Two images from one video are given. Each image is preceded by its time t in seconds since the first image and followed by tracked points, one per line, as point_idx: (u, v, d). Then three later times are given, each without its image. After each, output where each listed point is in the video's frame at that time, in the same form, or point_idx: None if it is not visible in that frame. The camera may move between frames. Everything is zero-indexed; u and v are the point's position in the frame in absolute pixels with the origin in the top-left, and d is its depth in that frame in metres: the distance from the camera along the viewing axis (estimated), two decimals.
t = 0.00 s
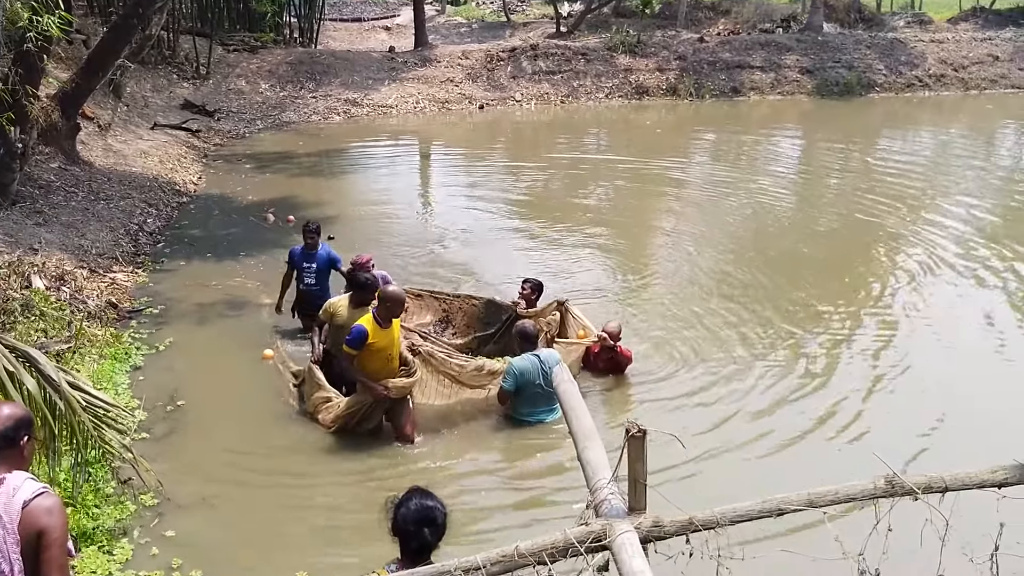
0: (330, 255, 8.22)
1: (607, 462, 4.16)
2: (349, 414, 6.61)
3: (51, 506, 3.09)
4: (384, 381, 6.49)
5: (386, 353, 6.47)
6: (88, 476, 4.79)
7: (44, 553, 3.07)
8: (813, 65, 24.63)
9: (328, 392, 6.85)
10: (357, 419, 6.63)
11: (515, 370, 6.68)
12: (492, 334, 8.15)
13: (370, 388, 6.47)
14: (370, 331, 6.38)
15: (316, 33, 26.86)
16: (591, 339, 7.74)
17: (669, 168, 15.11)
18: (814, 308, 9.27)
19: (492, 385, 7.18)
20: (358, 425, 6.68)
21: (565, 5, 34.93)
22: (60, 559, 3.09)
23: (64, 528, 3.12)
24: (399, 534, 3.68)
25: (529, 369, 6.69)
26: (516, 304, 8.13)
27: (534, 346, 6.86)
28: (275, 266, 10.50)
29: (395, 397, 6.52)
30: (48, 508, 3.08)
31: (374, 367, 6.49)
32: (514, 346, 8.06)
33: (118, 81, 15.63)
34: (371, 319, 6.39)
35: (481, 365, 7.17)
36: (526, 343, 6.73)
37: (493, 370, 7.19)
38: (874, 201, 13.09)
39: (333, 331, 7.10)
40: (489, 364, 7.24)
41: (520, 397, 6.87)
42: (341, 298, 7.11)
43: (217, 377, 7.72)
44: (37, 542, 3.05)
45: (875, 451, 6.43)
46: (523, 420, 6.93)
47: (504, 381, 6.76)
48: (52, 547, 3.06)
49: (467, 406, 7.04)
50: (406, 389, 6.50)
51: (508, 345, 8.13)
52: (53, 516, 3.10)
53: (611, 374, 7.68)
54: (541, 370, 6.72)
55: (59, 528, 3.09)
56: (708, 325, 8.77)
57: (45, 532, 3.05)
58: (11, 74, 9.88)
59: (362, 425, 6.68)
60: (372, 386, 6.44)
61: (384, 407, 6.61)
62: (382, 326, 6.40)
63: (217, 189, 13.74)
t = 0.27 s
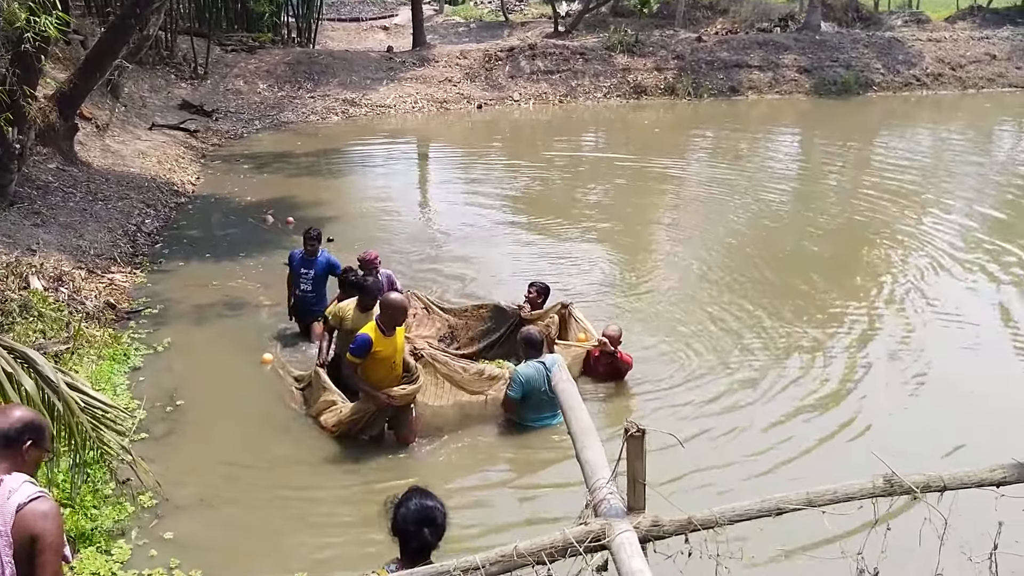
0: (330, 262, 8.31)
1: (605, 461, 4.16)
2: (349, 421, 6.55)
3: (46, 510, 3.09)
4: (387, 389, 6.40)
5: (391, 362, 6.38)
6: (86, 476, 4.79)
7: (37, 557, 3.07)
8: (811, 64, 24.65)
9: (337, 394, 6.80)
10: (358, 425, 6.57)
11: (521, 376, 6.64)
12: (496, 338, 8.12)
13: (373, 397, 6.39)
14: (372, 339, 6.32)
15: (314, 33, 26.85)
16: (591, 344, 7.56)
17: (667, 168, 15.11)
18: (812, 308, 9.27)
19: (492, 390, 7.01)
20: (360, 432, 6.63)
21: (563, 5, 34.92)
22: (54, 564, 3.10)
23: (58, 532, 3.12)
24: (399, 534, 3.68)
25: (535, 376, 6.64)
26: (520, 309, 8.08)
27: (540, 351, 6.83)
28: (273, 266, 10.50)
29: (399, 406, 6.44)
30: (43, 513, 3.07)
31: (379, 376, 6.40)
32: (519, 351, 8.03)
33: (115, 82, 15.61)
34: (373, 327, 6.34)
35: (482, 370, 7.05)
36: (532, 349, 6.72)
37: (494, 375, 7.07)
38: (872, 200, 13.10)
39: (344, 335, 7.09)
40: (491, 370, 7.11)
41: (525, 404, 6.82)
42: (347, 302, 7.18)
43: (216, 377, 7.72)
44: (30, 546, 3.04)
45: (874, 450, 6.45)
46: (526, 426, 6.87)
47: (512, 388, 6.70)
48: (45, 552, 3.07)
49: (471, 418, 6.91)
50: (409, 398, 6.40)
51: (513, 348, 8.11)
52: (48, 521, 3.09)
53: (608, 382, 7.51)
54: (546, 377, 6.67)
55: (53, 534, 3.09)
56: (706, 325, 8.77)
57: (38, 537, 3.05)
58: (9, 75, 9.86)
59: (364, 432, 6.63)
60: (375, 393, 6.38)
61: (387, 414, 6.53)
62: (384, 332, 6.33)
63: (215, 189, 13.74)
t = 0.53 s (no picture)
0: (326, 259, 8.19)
1: (603, 456, 4.09)
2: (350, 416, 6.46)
3: (38, 518, 3.04)
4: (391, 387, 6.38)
5: (392, 359, 6.38)
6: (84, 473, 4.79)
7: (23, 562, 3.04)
8: (809, 60, 24.64)
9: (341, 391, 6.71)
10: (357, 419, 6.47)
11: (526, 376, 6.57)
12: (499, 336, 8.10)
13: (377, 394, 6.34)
14: (373, 336, 6.32)
15: (312, 29, 26.82)
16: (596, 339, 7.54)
17: (665, 163, 15.12)
18: (810, 303, 9.28)
19: (493, 388, 7.15)
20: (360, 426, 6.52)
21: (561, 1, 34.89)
22: (40, 571, 3.07)
23: (48, 539, 3.07)
24: (400, 529, 3.69)
25: (541, 376, 6.56)
26: (521, 307, 8.07)
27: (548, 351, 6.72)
28: (271, 262, 10.50)
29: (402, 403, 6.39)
30: (34, 521, 3.03)
31: (382, 372, 6.42)
32: (523, 350, 8.07)
33: (113, 78, 15.60)
34: (372, 325, 6.35)
35: (486, 368, 7.18)
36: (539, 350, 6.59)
37: (496, 373, 7.21)
38: (870, 196, 13.12)
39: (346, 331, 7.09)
40: (493, 368, 7.24)
41: (531, 406, 6.74)
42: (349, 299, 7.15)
43: (214, 373, 7.72)
44: (16, 551, 3.02)
45: (872, 445, 6.46)
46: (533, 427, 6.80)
47: (517, 388, 6.63)
48: (31, 559, 3.03)
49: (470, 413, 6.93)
50: (411, 395, 6.35)
51: (515, 347, 8.12)
52: (38, 528, 3.05)
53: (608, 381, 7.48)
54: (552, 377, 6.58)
55: (41, 541, 3.05)
56: (704, 321, 8.79)
57: (26, 544, 3.01)
58: (6, 70, 9.86)
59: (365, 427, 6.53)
60: (376, 390, 6.32)
61: (388, 412, 6.45)
62: (384, 330, 6.33)
63: (213, 185, 13.74)
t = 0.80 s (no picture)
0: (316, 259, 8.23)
1: (601, 453, 4.12)
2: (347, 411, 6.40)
3: (25, 516, 3.02)
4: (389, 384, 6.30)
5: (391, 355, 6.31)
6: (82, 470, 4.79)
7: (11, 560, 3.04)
8: (807, 56, 24.62)
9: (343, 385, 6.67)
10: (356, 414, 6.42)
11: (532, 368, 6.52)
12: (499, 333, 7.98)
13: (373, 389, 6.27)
14: (369, 335, 6.24)
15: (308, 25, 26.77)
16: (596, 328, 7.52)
17: (662, 159, 15.12)
18: (807, 298, 9.29)
19: (496, 382, 7.15)
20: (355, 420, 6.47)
21: None
22: (28, 569, 3.07)
23: (35, 537, 3.06)
24: (399, 526, 3.70)
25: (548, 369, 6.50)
26: (522, 303, 7.96)
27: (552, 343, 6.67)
28: (269, 258, 10.49)
29: (401, 399, 6.36)
30: (21, 518, 3.02)
31: (381, 369, 6.33)
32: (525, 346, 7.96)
33: (110, 74, 15.58)
34: (368, 323, 6.27)
35: (488, 364, 7.18)
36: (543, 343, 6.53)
37: (497, 369, 7.20)
38: (867, 192, 13.12)
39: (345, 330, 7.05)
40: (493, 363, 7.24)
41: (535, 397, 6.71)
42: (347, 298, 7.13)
43: (212, 370, 7.72)
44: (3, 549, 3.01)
45: (870, 441, 6.46)
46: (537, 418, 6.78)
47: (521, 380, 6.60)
48: (18, 557, 3.03)
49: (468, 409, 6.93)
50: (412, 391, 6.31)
51: (518, 344, 8.00)
52: (25, 526, 3.03)
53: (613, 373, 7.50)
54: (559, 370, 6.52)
55: (28, 541, 3.04)
56: (701, 317, 8.79)
57: (13, 543, 3.01)
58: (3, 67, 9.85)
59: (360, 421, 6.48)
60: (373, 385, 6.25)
61: (387, 407, 6.43)
62: (381, 328, 6.24)
63: (210, 181, 13.72)
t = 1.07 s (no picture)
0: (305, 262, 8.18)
1: (597, 446, 4.10)
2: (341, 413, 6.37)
3: (13, 506, 3.02)
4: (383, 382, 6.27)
5: (386, 355, 6.28)
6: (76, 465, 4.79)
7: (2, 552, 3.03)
8: (802, 50, 24.62)
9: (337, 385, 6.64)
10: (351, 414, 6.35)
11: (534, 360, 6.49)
12: (498, 328, 7.83)
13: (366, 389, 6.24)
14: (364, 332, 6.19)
15: (304, 19, 26.71)
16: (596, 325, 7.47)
17: (658, 154, 15.12)
18: (803, 293, 9.30)
19: (497, 377, 6.99)
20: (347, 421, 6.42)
21: None
22: (19, 561, 3.05)
23: (24, 528, 3.06)
24: (396, 521, 3.70)
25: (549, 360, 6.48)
26: (522, 297, 7.81)
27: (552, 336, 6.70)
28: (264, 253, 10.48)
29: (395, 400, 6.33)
30: (10, 508, 3.01)
31: (375, 368, 6.29)
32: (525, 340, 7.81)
33: (104, 68, 15.54)
34: (364, 321, 6.21)
35: (488, 360, 6.99)
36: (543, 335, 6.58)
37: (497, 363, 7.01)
38: (862, 186, 13.14)
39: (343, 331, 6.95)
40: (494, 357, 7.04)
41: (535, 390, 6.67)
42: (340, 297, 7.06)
43: (208, 365, 7.72)
44: None
45: (867, 435, 6.46)
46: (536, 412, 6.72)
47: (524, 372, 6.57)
48: (8, 548, 3.02)
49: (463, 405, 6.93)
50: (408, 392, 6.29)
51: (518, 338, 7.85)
52: (13, 517, 3.03)
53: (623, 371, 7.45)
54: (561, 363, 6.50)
55: (18, 532, 3.04)
56: (697, 311, 8.80)
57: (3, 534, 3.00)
58: None
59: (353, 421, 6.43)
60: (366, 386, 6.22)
61: (383, 407, 6.41)
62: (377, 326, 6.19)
63: (205, 176, 13.70)
